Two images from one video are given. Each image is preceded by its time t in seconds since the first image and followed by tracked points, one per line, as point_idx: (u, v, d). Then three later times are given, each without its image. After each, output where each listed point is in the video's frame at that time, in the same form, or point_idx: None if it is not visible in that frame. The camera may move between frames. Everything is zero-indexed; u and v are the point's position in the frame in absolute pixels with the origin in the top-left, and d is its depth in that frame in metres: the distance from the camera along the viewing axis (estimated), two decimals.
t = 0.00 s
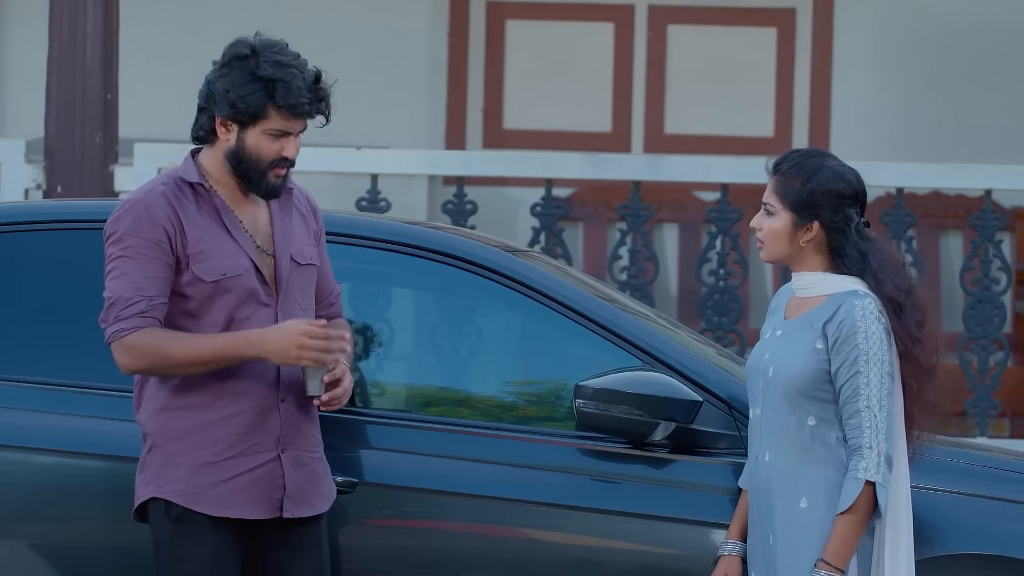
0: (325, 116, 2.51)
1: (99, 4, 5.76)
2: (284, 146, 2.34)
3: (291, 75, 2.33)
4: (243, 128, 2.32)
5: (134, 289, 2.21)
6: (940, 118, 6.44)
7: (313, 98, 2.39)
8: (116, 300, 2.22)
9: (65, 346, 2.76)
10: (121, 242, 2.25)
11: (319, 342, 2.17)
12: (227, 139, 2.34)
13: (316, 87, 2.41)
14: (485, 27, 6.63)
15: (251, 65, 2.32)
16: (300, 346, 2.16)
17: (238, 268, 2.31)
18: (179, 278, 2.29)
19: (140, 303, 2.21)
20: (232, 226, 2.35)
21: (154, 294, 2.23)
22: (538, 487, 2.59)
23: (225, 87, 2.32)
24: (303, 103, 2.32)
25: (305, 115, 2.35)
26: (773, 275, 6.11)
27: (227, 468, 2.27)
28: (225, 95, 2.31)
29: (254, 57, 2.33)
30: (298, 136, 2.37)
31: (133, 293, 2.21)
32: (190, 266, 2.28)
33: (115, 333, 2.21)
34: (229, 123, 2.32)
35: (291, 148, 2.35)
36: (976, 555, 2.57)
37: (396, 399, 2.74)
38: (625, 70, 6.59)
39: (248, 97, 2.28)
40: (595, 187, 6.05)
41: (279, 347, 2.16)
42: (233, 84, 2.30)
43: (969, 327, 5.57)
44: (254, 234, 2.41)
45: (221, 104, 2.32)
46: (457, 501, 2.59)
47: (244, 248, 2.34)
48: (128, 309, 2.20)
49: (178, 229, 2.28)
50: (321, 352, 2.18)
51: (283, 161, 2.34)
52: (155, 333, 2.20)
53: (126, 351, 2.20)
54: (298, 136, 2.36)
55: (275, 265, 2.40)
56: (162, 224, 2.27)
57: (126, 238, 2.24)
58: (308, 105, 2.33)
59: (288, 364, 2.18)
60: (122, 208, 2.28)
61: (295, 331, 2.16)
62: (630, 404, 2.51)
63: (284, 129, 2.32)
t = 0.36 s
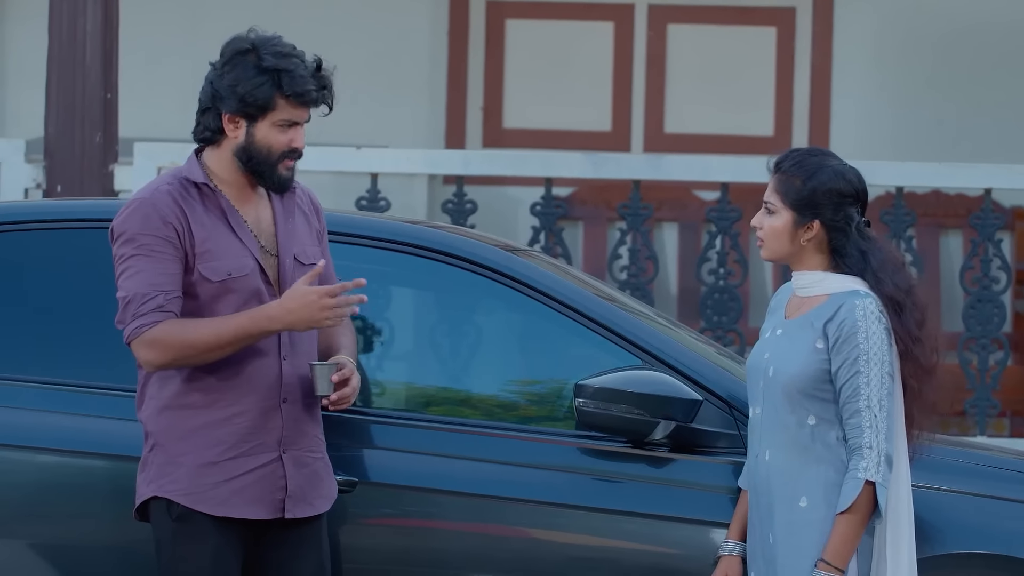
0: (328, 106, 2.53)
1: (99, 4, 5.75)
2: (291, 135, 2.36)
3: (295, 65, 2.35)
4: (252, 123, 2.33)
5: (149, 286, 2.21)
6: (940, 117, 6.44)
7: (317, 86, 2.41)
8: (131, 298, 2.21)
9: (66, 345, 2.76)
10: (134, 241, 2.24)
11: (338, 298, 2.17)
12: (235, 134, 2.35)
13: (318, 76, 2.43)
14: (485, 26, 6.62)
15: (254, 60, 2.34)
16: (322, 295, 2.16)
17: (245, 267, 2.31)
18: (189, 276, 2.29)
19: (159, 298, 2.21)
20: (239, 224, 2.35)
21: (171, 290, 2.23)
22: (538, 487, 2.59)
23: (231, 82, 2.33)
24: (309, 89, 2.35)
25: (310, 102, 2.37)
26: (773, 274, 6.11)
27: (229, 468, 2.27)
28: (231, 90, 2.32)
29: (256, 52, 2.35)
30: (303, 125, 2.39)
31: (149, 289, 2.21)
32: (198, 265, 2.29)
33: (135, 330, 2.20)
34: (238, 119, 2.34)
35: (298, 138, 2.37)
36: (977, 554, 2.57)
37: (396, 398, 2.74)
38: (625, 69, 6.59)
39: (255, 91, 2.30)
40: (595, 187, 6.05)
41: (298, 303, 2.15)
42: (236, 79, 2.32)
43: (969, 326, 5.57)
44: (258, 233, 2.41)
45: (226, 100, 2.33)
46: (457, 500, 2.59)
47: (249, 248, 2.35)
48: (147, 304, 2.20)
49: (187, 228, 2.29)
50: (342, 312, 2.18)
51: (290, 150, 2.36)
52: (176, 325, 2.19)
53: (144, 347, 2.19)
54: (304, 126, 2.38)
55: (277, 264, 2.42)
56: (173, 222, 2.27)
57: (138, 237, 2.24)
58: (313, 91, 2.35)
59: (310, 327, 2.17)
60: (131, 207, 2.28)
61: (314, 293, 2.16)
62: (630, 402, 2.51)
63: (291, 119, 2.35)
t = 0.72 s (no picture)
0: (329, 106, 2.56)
1: (99, 2, 5.75)
2: (299, 131, 2.38)
3: (305, 58, 2.38)
4: (264, 116, 2.34)
5: (161, 287, 2.20)
6: (940, 116, 6.44)
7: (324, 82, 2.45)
8: (143, 300, 2.21)
9: (67, 345, 2.76)
10: (142, 241, 2.23)
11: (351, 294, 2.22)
12: (245, 128, 2.35)
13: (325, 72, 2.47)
14: (485, 25, 6.62)
15: (266, 53, 2.36)
16: (337, 293, 2.21)
17: (251, 265, 2.31)
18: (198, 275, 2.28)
19: (171, 300, 2.20)
20: (244, 222, 2.35)
21: (182, 290, 2.23)
22: (538, 485, 2.59)
23: (246, 73, 2.33)
24: (320, 85, 2.39)
25: (319, 97, 2.41)
26: (773, 272, 6.11)
27: (236, 466, 2.27)
28: (246, 82, 2.32)
29: (268, 46, 2.36)
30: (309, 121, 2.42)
31: (161, 291, 2.20)
32: (205, 264, 2.28)
33: (149, 332, 2.19)
34: (250, 111, 2.34)
35: (305, 134, 2.39)
36: (978, 553, 2.57)
37: (397, 397, 2.74)
38: (625, 67, 6.59)
39: (271, 81, 2.31)
40: (595, 185, 6.04)
41: (312, 300, 2.20)
42: (250, 71, 2.33)
43: (969, 324, 5.57)
44: (262, 231, 2.41)
45: (239, 92, 2.32)
46: (457, 498, 2.59)
47: (254, 245, 2.34)
48: (160, 307, 2.20)
49: (194, 227, 2.28)
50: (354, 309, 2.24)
51: (299, 146, 2.38)
52: (191, 327, 2.20)
53: (158, 349, 2.20)
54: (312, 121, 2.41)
55: (281, 261, 2.41)
56: (181, 221, 2.26)
57: (147, 237, 2.23)
58: (323, 87, 2.39)
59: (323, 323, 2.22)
60: (135, 207, 2.26)
61: (328, 290, 2.21)
62: (631, 400, 2.51)
63: (302, 114, 2.37)
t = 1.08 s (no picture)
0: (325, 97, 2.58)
1: (99, 3, 5.75)
2: (303, 124, 2.40)
3: (300, 52, 2.39)
4: (269, 113, 2.35)
5: (186, 289, 2.19)
6: (940, 118, 6.45)
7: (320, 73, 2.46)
8: (166, 301, 2.19)
9: (66, 347, 2.76)
10: (162, 242, 2.21)
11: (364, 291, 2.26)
12: (250, 128, 2.36)
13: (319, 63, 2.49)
14: (485, 26, 6.62)
15: (262, 51, 2.36)
16: (350, 290, 2.24)
17: (264, 268, 2.32)
18: (214, 276, 2.27)
19: (195, 301, 2.19)
20: (255, 223, 2.35)
21: (204, 292, 2.21)
22: (538, 487, 2.59)
23: (245, 74, 2.33)
24: (319, 78, 2.41)
25: (318, 88, 2.42)
26: (773, 273, 6.12)
27: (243, 469, 2.26)
28: (247, 81, 2.33)
29: (262, 44, 2.37)
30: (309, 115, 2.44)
31: (186, 293, 2.19)
32: (221, 265, 2.27)
33: (173, 335, 2.18)
34: (254, 110, 2.35)
35: (309, 126, 2.41)
36: (977, 555, 2.57)
37: (397, 399, 2.74)
38: (625, 69, 6.59)
39: (273, 78, 2.32)
40: (595, 187, 6.04)
41: (329, 296, 2.23)
42: (249, 70, 2.33)
43: (969, 326, 5.57)
44: (270, 233, 2.41)
45: (242, 94, 2.33)
46: (456, 500, 2.59)
47: (266, 248, 2.35)
48: (185, 309, 2.18)
49: (211, 228, 2.27)
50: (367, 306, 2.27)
51: (304, 140, 2.40)
52: (215, 328, 2.19)
53: (181, 351, 2.18)
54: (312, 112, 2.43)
55: (288, 264, 2.41)
56: (199, 222, 2.25)
57: (167, 238, 2.21)
58: (321, 78, 2.42)
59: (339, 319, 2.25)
60: (152, 208, 2.24)
61: (343, 288, 2.24)
62: (630, 403, 2.51)
63: (303, 107, 2.39)
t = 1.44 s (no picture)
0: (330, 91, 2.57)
1: (98, 3, 5.75)
2: (311, 119, 2.40)
3: (301, 47, 2.39)
4: (275, 111, 2.35)
5: (195, 289, 2.18)
6: (940, 118, 6.45)
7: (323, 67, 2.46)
8: (174, 300, 2.18)
9: (67, 347, 2.76)
10: (172, 241, 2.20)
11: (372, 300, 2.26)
12: (258, 127, 2.36)
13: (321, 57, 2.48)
14: (485, 26, 6.62)
15: (262, 49, 2.36)
16: (358, 300, 2.25)
17: (272, 270, 2.32)
18: (223, 277, 2.26)
19: (204, 302, 2.18)
20: (264, 224, 2.36)
21: (212, 292, 2.21)
22: (537, 487, 2.59)
23: (248, 73, 2.33)
24: (322, 71, 2.40)
25: (321, 82, 2.42)
26: (773, 273, 6.12)
27: (248, 470, 2.26)
28: (250, 80, 2.33)
29: (263, 42, 2.37)
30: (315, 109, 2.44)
31: (194, 292, 2.18)
32: (230, 265, 2.27)
33: (181, 334, 2.17)
34: (260, 108, 2.35)
35: (316, 120, 2.41)
36: (977, 555, 2.57)
37: (396, 398, 2.74)
38: (625, 69, 6.59)
39: (276, 75, 2.32)
40: (594, 187, 6.04)
41: (336, 305, 2.23)
42: (252, 68, 2.33)
43: (969, 326, 5.56)
44: (278, 234, 2.42)
45: (247, 93, 2.33)
46: (456, 500, 2.59)
47: (274, 250, 2.35)
48: (193, 309, 2.17)
49: (220, 228, 2.27)
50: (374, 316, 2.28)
51: (312, 134, 2.40)
52: (223, 329, 2.19)
53: (187, 351, 2.17)
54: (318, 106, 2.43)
55: (295, 266, 2.41)
56: (210, 222, 2.24)
57: (177, 237, 2.20)
58: (325, 72, 2.41)
59: (346, 327, 2.25)
60: (163, 206, 2.23)
61: (351, 297, 2.25)
62: (630, 402, 2.51)
63: (309, 101, 2.39)
